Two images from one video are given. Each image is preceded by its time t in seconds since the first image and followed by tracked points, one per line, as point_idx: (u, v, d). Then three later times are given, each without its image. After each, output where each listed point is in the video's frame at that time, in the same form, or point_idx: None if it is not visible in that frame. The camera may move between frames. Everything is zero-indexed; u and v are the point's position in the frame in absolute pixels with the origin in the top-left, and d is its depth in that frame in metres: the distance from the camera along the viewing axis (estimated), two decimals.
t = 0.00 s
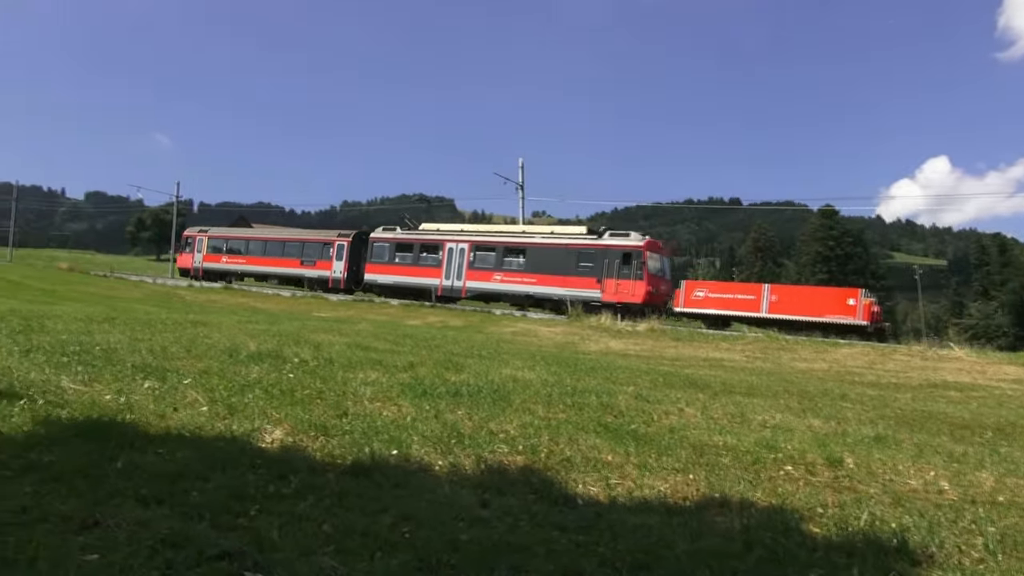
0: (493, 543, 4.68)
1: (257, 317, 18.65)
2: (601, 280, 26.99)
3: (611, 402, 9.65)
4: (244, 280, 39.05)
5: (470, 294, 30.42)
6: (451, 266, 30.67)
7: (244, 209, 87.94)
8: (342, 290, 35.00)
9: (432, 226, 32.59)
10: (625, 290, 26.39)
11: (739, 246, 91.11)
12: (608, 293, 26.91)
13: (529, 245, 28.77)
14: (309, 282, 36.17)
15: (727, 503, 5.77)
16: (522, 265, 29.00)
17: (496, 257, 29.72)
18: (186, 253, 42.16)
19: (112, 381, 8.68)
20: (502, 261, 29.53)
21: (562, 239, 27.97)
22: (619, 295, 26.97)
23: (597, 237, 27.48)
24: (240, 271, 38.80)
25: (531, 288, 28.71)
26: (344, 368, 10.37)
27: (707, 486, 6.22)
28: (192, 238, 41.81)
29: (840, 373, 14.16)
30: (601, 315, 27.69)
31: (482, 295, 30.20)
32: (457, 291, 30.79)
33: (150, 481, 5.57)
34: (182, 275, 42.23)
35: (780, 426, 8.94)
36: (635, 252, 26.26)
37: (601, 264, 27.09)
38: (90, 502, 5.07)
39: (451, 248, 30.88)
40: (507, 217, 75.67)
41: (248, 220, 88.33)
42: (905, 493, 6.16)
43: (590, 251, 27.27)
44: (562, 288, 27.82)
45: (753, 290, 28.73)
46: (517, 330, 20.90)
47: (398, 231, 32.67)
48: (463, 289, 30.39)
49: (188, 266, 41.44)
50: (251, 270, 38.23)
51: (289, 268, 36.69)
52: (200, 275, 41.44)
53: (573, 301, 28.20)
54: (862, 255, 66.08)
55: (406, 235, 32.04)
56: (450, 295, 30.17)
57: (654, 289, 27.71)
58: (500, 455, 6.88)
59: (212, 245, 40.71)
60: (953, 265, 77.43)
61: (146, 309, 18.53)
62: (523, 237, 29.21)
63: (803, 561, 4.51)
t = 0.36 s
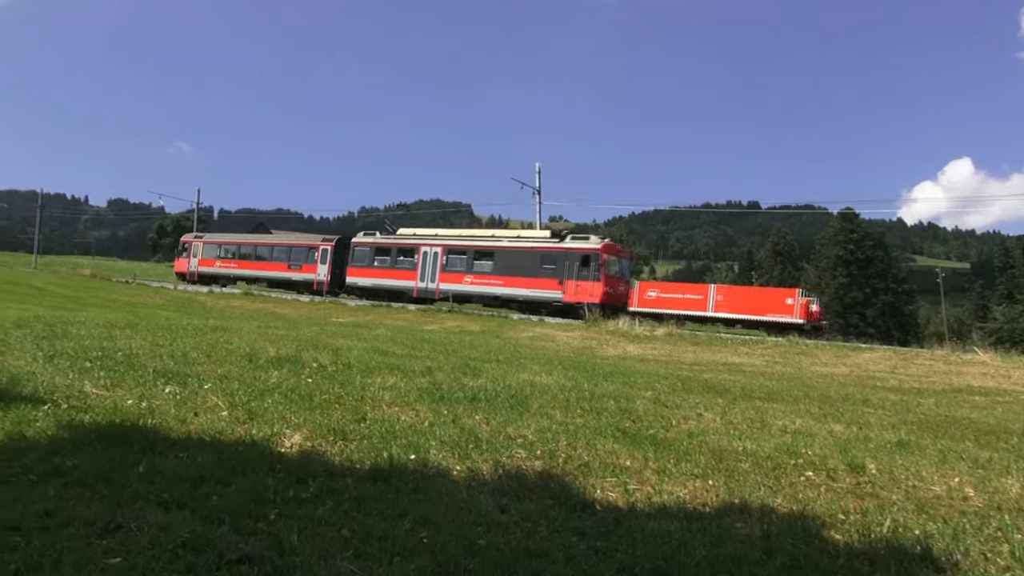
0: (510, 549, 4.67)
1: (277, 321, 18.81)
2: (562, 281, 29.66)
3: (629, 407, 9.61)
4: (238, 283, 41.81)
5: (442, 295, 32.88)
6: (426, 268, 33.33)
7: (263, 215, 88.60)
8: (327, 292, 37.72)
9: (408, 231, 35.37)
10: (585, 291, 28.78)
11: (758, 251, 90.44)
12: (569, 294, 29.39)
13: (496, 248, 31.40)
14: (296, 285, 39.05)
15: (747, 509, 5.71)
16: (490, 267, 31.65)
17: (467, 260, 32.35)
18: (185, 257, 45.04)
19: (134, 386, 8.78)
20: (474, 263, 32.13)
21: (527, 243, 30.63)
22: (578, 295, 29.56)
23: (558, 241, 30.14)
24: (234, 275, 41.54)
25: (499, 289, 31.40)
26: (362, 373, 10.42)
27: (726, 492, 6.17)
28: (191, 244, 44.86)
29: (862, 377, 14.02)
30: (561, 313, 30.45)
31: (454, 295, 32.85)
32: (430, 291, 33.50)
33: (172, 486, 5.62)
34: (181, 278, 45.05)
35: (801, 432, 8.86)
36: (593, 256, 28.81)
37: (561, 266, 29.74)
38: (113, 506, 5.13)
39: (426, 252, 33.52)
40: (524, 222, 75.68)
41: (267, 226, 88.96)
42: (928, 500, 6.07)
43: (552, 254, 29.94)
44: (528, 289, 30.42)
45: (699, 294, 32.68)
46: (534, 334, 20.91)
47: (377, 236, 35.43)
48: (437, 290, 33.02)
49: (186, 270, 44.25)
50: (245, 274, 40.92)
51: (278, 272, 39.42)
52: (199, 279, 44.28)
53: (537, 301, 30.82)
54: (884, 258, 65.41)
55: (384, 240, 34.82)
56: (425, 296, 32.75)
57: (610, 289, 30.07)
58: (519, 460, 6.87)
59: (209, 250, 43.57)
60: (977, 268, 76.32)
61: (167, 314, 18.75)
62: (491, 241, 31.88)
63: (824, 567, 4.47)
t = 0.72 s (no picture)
0: (534, 554, 4.65)
1: (302, 328, 19.00)
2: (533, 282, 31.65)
3: (653, 412, 9.54)
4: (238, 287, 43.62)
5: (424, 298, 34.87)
6: (412, 272, 35.33)
7: (288, 223, 89.46)
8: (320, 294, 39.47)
9: (396, 237, 37.44)
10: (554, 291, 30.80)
11: (784, 253, 89.51)
12: (539, 295, 31.47)
13: (474, 252, 33.40)
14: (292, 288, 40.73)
15: (774, 516, 5.65)
16: (468, 270, 33.65)
17: (447, 264, 34.35)
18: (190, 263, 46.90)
19: (162, 391, 8.89)
20: (453, 266, 34.12)
21: (501, 247, 32.67)
22: (549, 296, 31.52)
23: (530, 245, 32.23)
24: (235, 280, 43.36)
25: (477, 291, 33.30)
26: (386, 379, 10.46)
27: (753, 498, 6.11)
28: (194, 249, 46.46)
29: (891, 382, 13.80)
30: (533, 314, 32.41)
31: (435, 297, 34.81)
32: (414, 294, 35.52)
33: (198, 490, 5.68)
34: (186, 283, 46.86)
35: (828, 437, 8.74)
36: (562, 259, 30.88)
37: (532, 269, 31.79)
38: (141, 510, 5.20)
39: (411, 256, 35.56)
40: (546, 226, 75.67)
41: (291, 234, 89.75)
42: (961, 507, 5.96)
43: (525, 257, 31.98)
44: (503, 291, 32.40)
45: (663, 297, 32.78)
46: (557, 340, 20.88)
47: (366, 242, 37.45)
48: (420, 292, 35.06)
49: (190, 274, 46.05)
50: (244, 278, 42.73)
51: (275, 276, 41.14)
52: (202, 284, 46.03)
53: (511, 302, 32.81)
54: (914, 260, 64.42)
55: (372, 245, 36.91)
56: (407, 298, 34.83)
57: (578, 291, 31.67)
58: (543, 466, 6.85)
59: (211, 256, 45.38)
60: (1010, 270, 74.77)
61: (194, 321, 19.01)
62: (469, 246, 33.92)
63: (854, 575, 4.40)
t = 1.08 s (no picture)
0: (556, 560, 4.63)
1: (323, 333, 19.11)
2: (508, 285, 32.41)
3: (675, 418, 9.49)
4: (237, 292, 44.46)
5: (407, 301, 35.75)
6: (397, 276, 36.34)
7: (309, 228, 90.02)
8: (314, 298, 40.25)
9: (385, 243, 38.49)
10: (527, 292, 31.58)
11: (808, 257, 88.62)
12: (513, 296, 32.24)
13: (453, 256, 34.25)
14: (288, 292, 41.48)
15: (799, 522, 5.58)
16: (448, 273, 34.50)
17: (429, 267, 35.26)
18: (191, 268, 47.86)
19: (187, 396, 8.99)
20: (435, 270, 35.00)
21: (478, 251, 33.49)
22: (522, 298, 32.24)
23: (506, 248, 33.01)
24: (234, 284, 44.24)
25: (456, 294, 34.09)
26: (408, 384, 10.49)
27: (777, 505, 6.04)
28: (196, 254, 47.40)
29: (918, 387, 13.59)
30: (508, 316, 33.14)
31: (419, 300, 35.69)
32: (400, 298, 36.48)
33: (223, 494, 5.73)
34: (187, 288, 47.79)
35: (854, 443, 8.63)
36: (535, 261, 31.66)
37: (507, 272, 32.57)
38: (166, 514, 5.25)
39: (397, 261, 36.55)
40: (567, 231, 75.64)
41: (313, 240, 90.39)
42: (991, 514, 5.85)
43: (500, 260, 32.74)
44: (480, 293, 33.25)
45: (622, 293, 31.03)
46: (579, 344, 20.82)
47: (357, 247, 38.55)
48: (404, 294, 35.99)
49: (190, 279, 47.01)
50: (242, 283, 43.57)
51: (272, 281, 41.92)
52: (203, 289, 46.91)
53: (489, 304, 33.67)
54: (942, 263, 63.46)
55: (362, 250, 38.05)
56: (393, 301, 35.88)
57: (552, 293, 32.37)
58: (564, 471, 6.83)
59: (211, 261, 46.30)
60: None
61: (217, 326, 19.23)
62: (449, 250, 34.78)
63: None
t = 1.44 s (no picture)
0: (580, 570, 4.45)
1: (342, 339, 19.03)
2: (485, 288, 32.66)
3: (700, 425, 9.24)
4: (233, 297, 44.90)
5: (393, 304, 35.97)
6: (382, 279, 36.57)
7: (330, 233, 90.37)
8: (307, 302, 40.59)
9: (372, 247, 38.77)
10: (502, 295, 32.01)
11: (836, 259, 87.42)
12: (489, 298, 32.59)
13: (433, 260, 34.51)
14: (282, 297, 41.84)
15: (829, 533, 5.35)
16: (429, 276, 34.73)
17: (412, 271, 35.47)
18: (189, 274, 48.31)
19: (205, 403, 8.91)
20: (416, 274, 35.25)
21: (457, 254, 33.74)
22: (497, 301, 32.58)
23: (483, 251, 33.28)
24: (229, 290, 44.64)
25: (436, 297, 34.32)
26: (427, 390, 10.33)
27: (806, 514, 5.80)
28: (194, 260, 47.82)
29: (952, 393, 13.18)
30: (485, 319, 33.41)
31: (401, 303, 35.95)
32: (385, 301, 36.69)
33: (241, 502, 5.60)
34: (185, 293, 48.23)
35: (886, 451, 8.33)
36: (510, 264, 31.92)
37: (483, 275, 32.84)
38: (185, 522, 5.13)
39: (381, 265, 36.79)
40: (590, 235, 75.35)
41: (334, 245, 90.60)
42: None
43: (477, 264, 33.00)
44: (460, 296, 33.56)
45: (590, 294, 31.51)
46: (601, 350, 20.55)
47: (345, 251, 38.81)
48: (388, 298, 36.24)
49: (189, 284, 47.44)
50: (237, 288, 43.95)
51: (266, 286, 42.25)
52: (201, 294, 47.35)
53: (467, 306, 34.02)
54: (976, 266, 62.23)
55: (349, 254, 38.31)
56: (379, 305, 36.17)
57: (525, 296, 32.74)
58: (586, 479, 6.63)
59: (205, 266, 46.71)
60: None
61: (236, 332, 19.22)
62: (430, 253, 35.05)
63: None
